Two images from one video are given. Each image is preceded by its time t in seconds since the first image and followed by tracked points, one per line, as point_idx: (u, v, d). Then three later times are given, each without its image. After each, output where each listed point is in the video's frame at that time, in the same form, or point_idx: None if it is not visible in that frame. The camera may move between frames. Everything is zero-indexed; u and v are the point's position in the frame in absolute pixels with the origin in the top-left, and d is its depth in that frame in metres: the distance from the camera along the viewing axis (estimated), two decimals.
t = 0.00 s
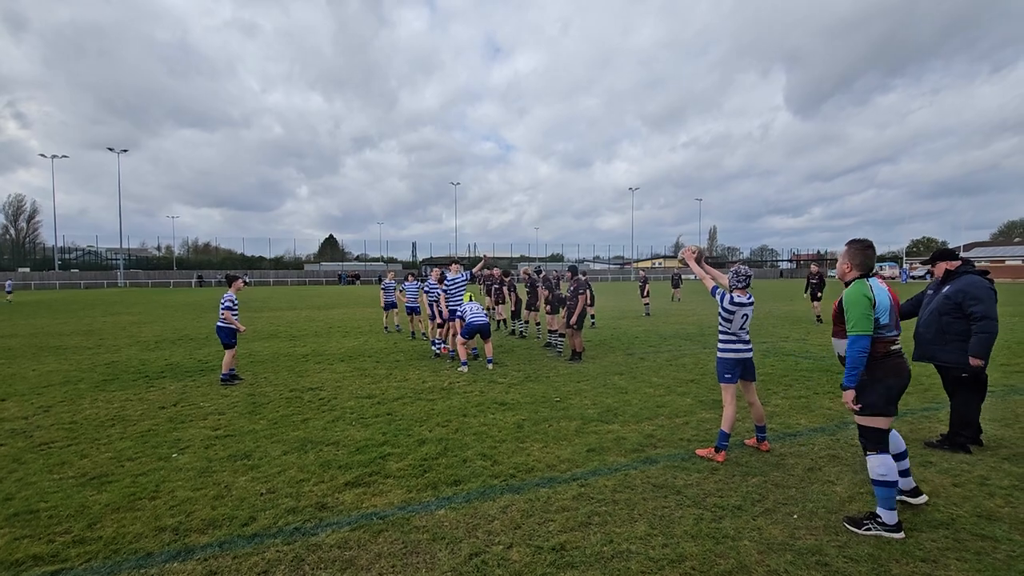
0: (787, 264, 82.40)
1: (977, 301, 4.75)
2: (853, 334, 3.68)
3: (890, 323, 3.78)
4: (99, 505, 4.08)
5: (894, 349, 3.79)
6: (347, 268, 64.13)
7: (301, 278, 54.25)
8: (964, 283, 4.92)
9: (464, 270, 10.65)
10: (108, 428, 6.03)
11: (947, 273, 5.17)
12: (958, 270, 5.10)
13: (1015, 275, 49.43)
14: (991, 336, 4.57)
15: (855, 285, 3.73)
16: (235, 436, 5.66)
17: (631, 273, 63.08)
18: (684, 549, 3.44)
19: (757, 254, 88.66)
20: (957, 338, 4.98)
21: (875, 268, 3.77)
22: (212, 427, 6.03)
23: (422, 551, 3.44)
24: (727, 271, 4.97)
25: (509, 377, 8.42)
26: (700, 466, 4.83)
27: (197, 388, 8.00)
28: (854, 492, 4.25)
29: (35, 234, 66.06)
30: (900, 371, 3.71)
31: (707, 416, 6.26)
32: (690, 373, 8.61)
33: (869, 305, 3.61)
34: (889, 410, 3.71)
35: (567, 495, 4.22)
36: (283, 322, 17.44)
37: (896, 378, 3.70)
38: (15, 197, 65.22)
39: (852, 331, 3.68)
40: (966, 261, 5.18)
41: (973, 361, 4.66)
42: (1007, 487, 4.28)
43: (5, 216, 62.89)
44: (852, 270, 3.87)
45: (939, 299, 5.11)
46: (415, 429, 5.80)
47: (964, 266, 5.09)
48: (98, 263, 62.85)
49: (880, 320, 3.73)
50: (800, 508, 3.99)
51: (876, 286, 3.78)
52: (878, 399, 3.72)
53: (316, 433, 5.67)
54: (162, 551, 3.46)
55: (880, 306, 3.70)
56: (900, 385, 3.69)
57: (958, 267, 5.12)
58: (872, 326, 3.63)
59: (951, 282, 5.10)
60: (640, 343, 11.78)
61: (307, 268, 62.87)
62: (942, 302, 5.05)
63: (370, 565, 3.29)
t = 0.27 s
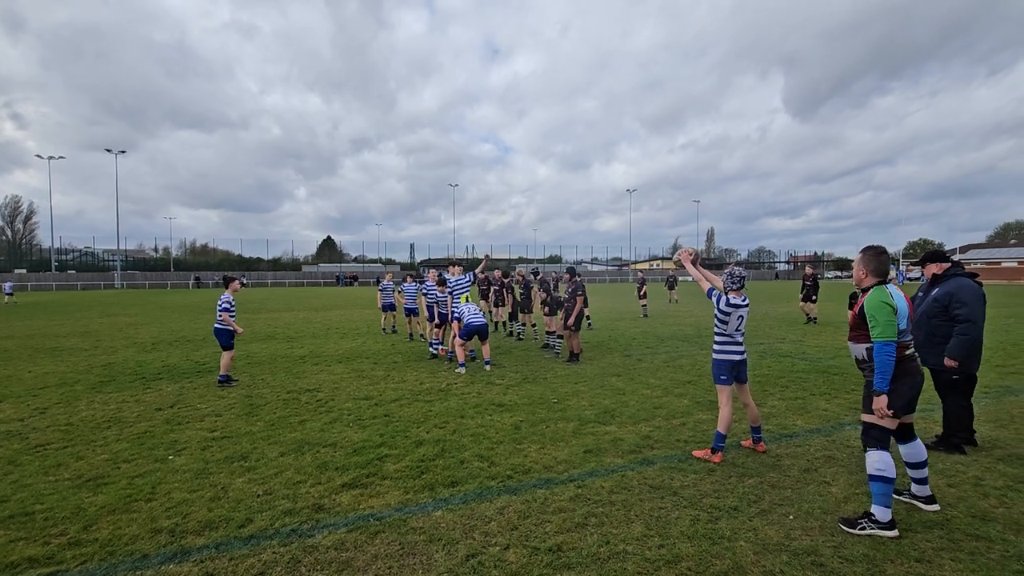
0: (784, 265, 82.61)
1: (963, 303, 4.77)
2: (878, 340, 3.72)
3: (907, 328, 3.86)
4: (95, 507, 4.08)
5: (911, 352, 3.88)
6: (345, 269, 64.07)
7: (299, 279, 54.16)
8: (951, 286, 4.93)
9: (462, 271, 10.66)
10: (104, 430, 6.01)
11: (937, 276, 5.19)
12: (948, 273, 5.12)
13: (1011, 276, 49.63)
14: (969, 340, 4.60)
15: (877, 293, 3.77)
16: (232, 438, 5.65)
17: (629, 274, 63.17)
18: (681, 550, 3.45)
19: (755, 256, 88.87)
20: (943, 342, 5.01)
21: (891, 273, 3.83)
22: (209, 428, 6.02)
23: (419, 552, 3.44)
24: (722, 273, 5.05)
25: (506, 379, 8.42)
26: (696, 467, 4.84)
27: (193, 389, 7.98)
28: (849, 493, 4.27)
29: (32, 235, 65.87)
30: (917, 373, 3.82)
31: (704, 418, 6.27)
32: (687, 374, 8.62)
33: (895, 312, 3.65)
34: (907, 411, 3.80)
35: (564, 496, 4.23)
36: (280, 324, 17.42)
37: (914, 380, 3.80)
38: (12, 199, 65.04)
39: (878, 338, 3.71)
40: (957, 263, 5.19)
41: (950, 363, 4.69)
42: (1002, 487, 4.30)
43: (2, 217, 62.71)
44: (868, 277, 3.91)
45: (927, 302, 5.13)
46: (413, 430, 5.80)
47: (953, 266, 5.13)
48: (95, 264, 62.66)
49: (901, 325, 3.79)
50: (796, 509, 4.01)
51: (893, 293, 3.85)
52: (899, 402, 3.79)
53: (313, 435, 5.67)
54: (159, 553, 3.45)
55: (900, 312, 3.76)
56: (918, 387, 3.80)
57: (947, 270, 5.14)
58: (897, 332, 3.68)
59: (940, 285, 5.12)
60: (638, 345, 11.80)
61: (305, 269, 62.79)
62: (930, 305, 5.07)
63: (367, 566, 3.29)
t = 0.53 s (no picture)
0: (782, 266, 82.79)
1: (955, 307, 4.80)
2: (880, 333, 3.79)
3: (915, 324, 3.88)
4: (93, 509, 4.07)
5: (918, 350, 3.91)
6: (343, 270, 64.01)
7: (297, 280, 54.10)
8: (944, 289, 4.94)
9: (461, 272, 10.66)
10: (102, 431, 5.99)
11: (930, 277, 5.18)
12: (942, 275, 5.10)
13: (1007, 277, 49.81)
14: (965, 344, 4.64)
15: (883, 288, 3.83)
16: (230, 439, 5.64)
17: (627, 275, 63.24)
18: (679, 551, 3.45)
19: (753, 257, 89.05)
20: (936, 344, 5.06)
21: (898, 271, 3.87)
22: (207, 430, 6.01)
23: (417, 554, 3.44)
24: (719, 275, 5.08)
25: (505, 380, 8.43)
26: (695, 468, 4.85)
27: (191, 391, 7.96)
28: (847, 494, 4.29)
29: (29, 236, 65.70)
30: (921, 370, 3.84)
31: (702, 419, 6.28)
32: (685, 375, 8.63)
33: (898, 307, 3.71)
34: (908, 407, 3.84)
35: (562, 497, 4.23)
36: (278, 325, 17.39)
37: (917, 377, 3.82)
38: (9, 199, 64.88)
39: (880, 331, 3.79)
40: (952, 263, 5.15)
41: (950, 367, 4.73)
42: (999, 488, 4.32)
43: None
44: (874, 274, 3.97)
45: (920, 303, 5.17)
46: (411, 432, 5.80)
47: (948, 267, 5.10)
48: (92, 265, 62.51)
49: (907, 321, 3.83)
50: (794, 510, 4.01)
51: (903, 289, 3.89)
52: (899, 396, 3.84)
53: (312, 437, 5.66)
54: (157, 554, 3.45)
55: (907, 308, 3.81)
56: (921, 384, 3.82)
57: (941, 271, 5.12)
58: (900, 327, 3.74)
59: (934, 286, 5.12)
60: (636, 346, 11.82)
61: (303, 270, 62.71)
62: (923, 307, 5.11)
63: (365, 568, 3.28)
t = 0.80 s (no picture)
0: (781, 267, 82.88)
1: (950, 309, 4.74)
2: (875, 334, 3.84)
3: (915, 326, 3.88)
4: (92, 510, 4.07)
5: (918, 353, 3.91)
6: (342, 271, 64.01)
7: (296, 281, 54.07)
8: (942, 292, 4.92)
9: (461, 274, 10.68)
10: (101, 432, 5.99)
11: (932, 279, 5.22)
12: (943, 277, 5.14)
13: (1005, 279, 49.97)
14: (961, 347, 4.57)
15: (885, 288, 3.86)
16: (229, 440, 5.64)
17: (626, 276, 63.35)
18: (678, 552, 3.46)
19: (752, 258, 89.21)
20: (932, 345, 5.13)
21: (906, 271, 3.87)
22: (206, 431, 6.02)
23: (417, 555, 3.44)
24: (717, 276, 5.13)
25: (504, 381, 8.44)
26: (694, 469, 4.85)
27: (191, 392, 7.96)
28: (847, 495, 4.29)
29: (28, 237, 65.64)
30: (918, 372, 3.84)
31: (701, 420, 6.29)
32: (684, 377, 8.64)
33: (894, 308, 3.75)
34: (902, 408, 3.85)
35: (562, 498, 4.23)
36: (278, 326, 17.39)
37: (912, 379, 3.82)
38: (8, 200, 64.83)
39: (875, 331, 3.83)
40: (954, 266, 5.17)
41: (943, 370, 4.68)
42: (998, 489, 4.33)
43: None
44: (883, 273, 3.99)
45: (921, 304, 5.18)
46: (411, 433, 5.80)
47: (950, 271, 5.13)
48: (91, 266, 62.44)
49: (906, 323, 3.84)
50: (793, 511, 4.02)
51: (906, 291, 3.89)
52: (893, 397, 3.87)
53: (311, 437, 5.67)
54: (156, 555, 3.45)
55: (906, 310, 3.82)
56: (916, 387, 3.82)
57: (943, 274, 5.15)
58: (896, 328, 3.77)
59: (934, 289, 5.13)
60: (636, 347, 11.83)
61: (303, 271, 62.77)
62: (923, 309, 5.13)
63: (365, 569, 3.29)
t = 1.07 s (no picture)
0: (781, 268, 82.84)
1: (966, 310, 4.60)
2: (879, 334, 3.83)
3: (918, 328, 3.87)
4: (92, 511, 4.06)
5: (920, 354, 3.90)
6: (343, 272, 64.02)
7: (297, 282, 54.11)
8: (958, 292, 4.80)
9: (461, 274, 10.67)
10: (101, 433, 6.00)
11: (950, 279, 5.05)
12: (961, 277, 4.96)
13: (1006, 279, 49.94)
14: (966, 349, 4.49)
15: (891, 289, 3.85)
16: (230, 441, 5.64)
17: (626, 276, 63.35)
18: (679, 553, 3.45)
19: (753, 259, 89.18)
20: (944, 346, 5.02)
21: (911, 272, 3.86)
22: (207, 431, 6.01)
23: (417, 556, 3.44)
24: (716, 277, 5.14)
25: (505, 382, 8.43)
26: (695, 469, 4.85)
27: (191, 392, 7.97)
28: (848, 496, 4.28)
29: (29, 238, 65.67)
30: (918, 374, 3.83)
31: (702, 421, 6.28)
32: (685, 377, 8.63)
33: (900, 308, 3.73)
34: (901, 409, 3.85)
35: (562, 499, 4.22)
36: (278, 327, 17.38)
37: (913, 380, 3.82)
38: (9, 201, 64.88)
39: (879, 331, 3.82)
40: (974, 267, 5.00)
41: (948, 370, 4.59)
42: (999, 490, 4.32)
43: None
44: (889, 274, 3.98)
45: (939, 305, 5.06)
46: (411, 433, 5.80)
47: (970, 271, 4.94)
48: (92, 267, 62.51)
49: (909, 324, 3.83)
50: (794, 512, 4.01)
51: (910, 293, 3.89)
52: (892, 398, 3.86)
53: (312, 438, 5.66)
54: (156, 556, 3.45)
55: (910, 311, 3.81)
56: (916, 388, 3.81)
57: (962, 274, 4.97)
58: (900, 329, 3.76)
59: (952, 289, 4.98)
60: (636, 347, 11.83)
61: (303, 272, 62.80)
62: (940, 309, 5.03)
63: (365, 570, 3.28)
